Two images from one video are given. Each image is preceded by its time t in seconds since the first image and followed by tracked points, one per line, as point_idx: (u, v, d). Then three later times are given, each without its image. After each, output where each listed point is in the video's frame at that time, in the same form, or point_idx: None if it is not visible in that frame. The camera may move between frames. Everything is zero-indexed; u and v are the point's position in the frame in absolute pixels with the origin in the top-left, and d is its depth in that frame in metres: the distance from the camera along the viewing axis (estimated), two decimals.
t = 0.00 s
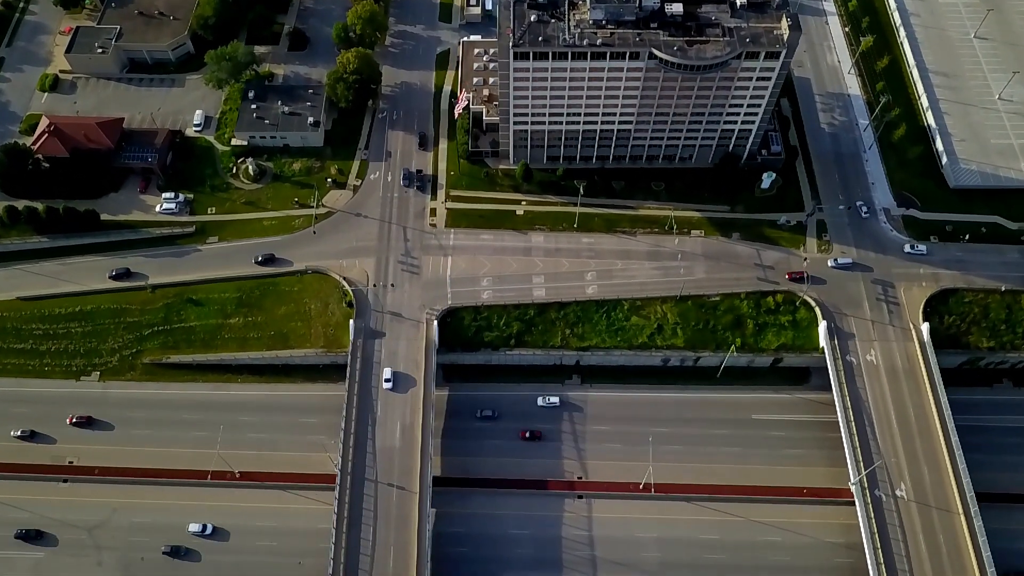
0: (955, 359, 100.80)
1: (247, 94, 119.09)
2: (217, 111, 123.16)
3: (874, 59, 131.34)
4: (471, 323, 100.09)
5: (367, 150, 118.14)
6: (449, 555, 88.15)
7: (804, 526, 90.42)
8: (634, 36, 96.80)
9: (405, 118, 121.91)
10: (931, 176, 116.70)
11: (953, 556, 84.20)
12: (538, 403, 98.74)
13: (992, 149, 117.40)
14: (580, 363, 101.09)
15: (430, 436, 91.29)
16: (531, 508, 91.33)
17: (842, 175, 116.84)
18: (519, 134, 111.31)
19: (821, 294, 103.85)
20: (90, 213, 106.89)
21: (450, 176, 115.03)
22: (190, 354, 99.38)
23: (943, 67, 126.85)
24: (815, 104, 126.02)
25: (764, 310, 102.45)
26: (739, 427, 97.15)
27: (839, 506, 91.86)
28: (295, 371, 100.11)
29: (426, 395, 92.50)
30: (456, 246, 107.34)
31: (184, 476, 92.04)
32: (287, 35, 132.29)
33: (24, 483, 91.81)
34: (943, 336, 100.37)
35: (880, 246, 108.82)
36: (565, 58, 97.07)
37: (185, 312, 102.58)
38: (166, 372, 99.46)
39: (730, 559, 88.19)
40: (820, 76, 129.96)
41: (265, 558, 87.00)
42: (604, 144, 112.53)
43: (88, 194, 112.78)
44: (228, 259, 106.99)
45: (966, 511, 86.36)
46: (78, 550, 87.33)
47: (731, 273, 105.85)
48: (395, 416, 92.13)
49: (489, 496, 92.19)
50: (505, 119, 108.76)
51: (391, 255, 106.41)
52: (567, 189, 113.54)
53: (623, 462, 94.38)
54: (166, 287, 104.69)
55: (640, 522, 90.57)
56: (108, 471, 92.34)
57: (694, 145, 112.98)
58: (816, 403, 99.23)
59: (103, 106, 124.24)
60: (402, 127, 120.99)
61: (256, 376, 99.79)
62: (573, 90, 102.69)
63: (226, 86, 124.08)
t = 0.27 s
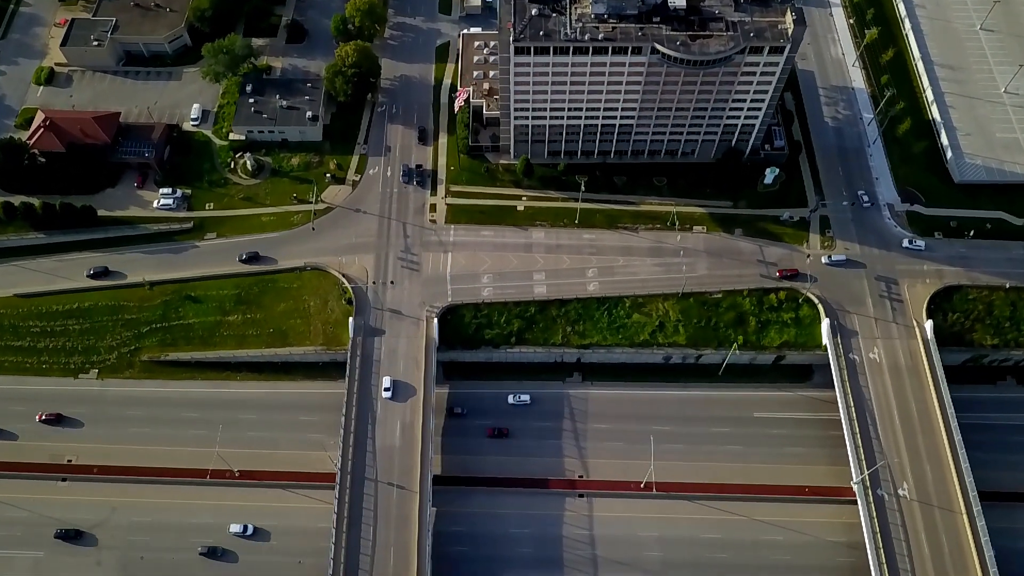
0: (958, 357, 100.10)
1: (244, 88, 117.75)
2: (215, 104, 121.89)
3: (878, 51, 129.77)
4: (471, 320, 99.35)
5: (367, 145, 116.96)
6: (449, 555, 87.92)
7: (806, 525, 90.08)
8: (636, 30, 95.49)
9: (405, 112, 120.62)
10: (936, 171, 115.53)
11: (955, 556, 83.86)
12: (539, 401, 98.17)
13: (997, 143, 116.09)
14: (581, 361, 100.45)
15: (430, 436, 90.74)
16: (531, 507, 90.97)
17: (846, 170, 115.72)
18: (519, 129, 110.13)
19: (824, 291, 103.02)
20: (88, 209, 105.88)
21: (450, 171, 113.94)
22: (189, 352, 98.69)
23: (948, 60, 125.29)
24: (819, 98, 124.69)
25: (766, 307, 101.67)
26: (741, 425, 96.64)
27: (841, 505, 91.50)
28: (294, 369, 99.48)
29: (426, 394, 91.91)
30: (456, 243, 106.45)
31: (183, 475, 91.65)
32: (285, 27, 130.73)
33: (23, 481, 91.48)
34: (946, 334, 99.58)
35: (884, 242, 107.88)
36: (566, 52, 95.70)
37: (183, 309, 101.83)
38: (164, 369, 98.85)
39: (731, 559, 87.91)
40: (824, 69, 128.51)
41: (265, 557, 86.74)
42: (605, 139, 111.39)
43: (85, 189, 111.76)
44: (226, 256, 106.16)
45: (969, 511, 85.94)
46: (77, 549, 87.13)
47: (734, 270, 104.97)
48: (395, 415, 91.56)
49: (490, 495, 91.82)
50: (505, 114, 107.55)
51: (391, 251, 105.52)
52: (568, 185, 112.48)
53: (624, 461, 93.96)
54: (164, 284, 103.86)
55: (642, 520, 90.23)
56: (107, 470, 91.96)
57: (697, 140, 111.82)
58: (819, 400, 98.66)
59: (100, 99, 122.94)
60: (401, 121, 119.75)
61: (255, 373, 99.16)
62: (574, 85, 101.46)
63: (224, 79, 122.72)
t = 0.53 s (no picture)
0: (962, 354, 99.42)
1: (242, 81, 116.45)
2: (213, 98, 120.68)
3: (883, 44, 128.24)
4: (472, 318, 98.69)
5: (366, 140, 115.85)
6: (450, 554, 87.70)
7: (808, 524, 89.79)
8: (639, 25, 94.20)
9: (404, 106, 119.41)
10: (941, 166, 114.41)
11: (958, 556, 83.59)
12: (540, 399, 97.65)
13: (1003, 138, 114.83)
14: (582, 358, 99.85)
15: (430, 435, 90.24)
16: (532, 506, 90.68)
17: (850, 165, 114.66)
18: (520, 124, 109.00)
19: (827, 288, 102.22)
20: (84, 205, 104.82)
21: (450, 166, 112.89)
22: (187, 350, 98.08)
23: (954, 52, 123.76)
24: (822, 91, 123.37)
25: (769, 304, 100.89)
26: (743, 423, 96.17)
27: (843, 504, 91.17)
28: (293, 366, 98.94)
29: (427, 393, 91.35)
30: (456, 239, 105.61)
31: (182, 474, 91.31)
32: (283, 19, 129.21)
33: (22, 480, 91.20)
34: (950, 331, 98.81)
35: (887, 239, 107.00)
36: (568, 47, 94.48)
37: (182, 307, 101.12)
38: (163, 367, 98.27)
39: (733, 558, 87.67)
40: (828, 62, 127.07)
41: (265, 557, 86.52)
42: (607, 134, 110.32)
43: (82, 184, 110.81)
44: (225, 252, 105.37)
45: (971, 510, 85.56)
46: (77, 548, 86.97)
47: (736, 267, 104.14)
48: (395, 414, 91.04)
49: (491, 494, 91.53)
50: (506, 109, 106.40)
51: (391, 248, 104.69)
52: (570, 180, 111.46)
53: (625, 460, 93.55)
54: (162, 281, 103.14)
55: (643, 519, 89.94)
56: (106, 469, 91.62)
57: (700, 135, 110.70)
58: (821, 398, 98.13)
59: (96, 93, 121.68)
60: (401, 115, 118.56)
61: (254, 371, 98.63)
62: (576, 80, 100.25)
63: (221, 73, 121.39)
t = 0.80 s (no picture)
0: (965, 352, 98.77)
1: (239, 75, 115.10)
2: (210, 93, 119.44)
3: (888, 37, 126.78)
4: (472, 315, 98.03)
5: (365, 135, 114.75)
6: (450, 553, 87.49)
7: (810, 523, 89.50)
8: (641, 20, 92.99)
9: (404, 101, 118.23)
10: (946, 162, 113.33)
11: (960, 556, 83.32)
12: (540, 397, 97.13)
13: (1008, 132, 113.61)
14: (583, 356, 99.25)
15: (430, 434, 89.77)
16: (533, 505, 90.38)
17: (854, 160, 113.60)
18: (520, 120, 107.89)
19: (829, 286, 101.45)
20: (81, 202, 103.93)
21: (449, 162, 111.87)
22: (186, 348, 97.47)
23: (959, 45, 122.27)
24: (826, 85, 122.09)
25: (771, 302, 100.14)
26: (744, 422, 95.70)
27: (845, 503, 90.85)
28: (293, 365, 98.36)
29: (427, 392, 90.79)
30: (456, 236, 104.76)
31: (182, 473, 90.97)
32: (280, 12, 127.70)
33: (21, 480, 90.87)
34: (953, 329, 98.11)
35: (891, 235, 106.13)
36: (569, 43, 93.31)
37: (180, 304, 100.43)
38: (161, 365, 97.70)
39: (734, 557, 87.44)
40: (832, 56, 125.67)
41: (265, 557, 86.30)
42: (609, 129, 109.25)
43: (78, 180, 109.94)
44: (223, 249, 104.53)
45: (974, 510, 85.21)
46: (76, 548, 86.74)
47: (739, 264, 103.33)
48: (395, 413, 90.51)
49: (491, 493, 91.23)
50: (506, 104, 105.27)
51: (390, 245, 103.84)
52: (571, 176, 110.46)
53: (626, 459, 93.14)
54: (160, 278, 102.41)
55: (644, 519, 89.65)
56: (105, 468, 91.27)
57: (702, 130, 109.60)
58: (823, 397, 97.60)
59: (91, 87, 120.43)
60: (400, 110, 117.39)
61: (253, 369, 98.06)
62: (577, 75, 99.09)
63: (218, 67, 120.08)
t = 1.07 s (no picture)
0: (969, 358, 98.08)
1: (237, 78, 114.01)
2: (208, 95, 118.50)
3: (892, 39, 125.75)
4: (472, 321, 97.33)
5: (364, 138, 113.85)
6: (451, 562, 87.00)
7: (812, 531, 88.97)
8: (643, 24, 92.06)
9: (403, 103, 117.29)
10: (950, 165, 112.45)
11: (963, 565, 82.78)
12: (541, 404, 96.49)
13: (1013, 135, 112.57)
14: (584, 362, 98.57)
15: (430, 442, 89.11)
16: (534, 513, 89.84)
17: (857, 164, 112.74)
18: (521, 123, 106.99)
19: (832, 291, 100.68)
20: (78, 206, 103.08)
21: (450, 166, 111.02)
22: (184, 354, 96.77)
23: (963, 47, 121.14)
24: (829, 88, 121.17)
25: (773, 308, 99.40)
26: (746, 429, 95.08)
27: (847, 511, 90.31)
28: (291, 371, 97.69)
29: (427, 399, 90.10)
30: (456, 241, 103.97)
31: (181, 481, 90.42)
32: (279, 13, 126.62)
33: (19, 488, 90.29)
34: (957, 335, 97.40)
35: (894, 240, 105.31)
36: (570, 47, 92.33)
37: (178, 310, 99.68)
38: (159, 372, 97.03)
39: (736, 566, 86.93)
40: (835, 58, 124.66)
41: (264, 565, 85.78)
42: (610, 133, 108.37)
43: (75, 184, 109.11)
44: (221, 254, 103.75)
45: (977, 518, 84.64)
46: (75, 557, 86.20)
47: (741, 269, 102.58)
48: (394, 421, 89.83)
49: (492, 501, 90.68)
50: (506, 108, 104.36)
51: (390, 250, 103.07)
52: (572, 180, 109.59)
53: (628, 466, 92.54)
54: (159, 284, 101.66)
55: (645, 527, 89.11)
56: (103, 476, 90.70)
57: (704, 134, 108.71)
58: (826, 403, 96.94)
59: (88, 90, 119.49)
60: (400, 113, 116.43)
61: (251, 375, 97.37)
62: (578, 79, 98.16)
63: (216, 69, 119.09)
